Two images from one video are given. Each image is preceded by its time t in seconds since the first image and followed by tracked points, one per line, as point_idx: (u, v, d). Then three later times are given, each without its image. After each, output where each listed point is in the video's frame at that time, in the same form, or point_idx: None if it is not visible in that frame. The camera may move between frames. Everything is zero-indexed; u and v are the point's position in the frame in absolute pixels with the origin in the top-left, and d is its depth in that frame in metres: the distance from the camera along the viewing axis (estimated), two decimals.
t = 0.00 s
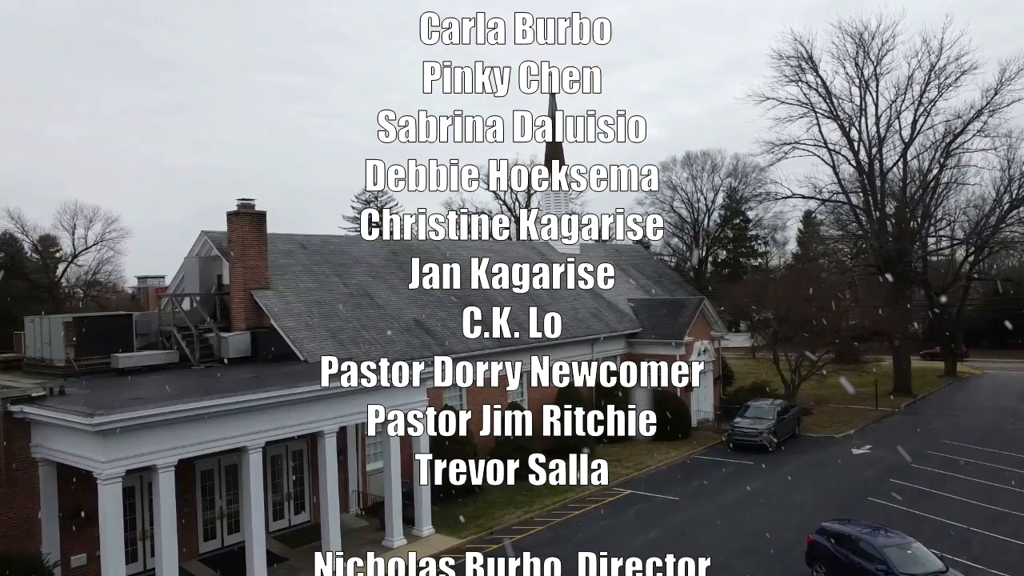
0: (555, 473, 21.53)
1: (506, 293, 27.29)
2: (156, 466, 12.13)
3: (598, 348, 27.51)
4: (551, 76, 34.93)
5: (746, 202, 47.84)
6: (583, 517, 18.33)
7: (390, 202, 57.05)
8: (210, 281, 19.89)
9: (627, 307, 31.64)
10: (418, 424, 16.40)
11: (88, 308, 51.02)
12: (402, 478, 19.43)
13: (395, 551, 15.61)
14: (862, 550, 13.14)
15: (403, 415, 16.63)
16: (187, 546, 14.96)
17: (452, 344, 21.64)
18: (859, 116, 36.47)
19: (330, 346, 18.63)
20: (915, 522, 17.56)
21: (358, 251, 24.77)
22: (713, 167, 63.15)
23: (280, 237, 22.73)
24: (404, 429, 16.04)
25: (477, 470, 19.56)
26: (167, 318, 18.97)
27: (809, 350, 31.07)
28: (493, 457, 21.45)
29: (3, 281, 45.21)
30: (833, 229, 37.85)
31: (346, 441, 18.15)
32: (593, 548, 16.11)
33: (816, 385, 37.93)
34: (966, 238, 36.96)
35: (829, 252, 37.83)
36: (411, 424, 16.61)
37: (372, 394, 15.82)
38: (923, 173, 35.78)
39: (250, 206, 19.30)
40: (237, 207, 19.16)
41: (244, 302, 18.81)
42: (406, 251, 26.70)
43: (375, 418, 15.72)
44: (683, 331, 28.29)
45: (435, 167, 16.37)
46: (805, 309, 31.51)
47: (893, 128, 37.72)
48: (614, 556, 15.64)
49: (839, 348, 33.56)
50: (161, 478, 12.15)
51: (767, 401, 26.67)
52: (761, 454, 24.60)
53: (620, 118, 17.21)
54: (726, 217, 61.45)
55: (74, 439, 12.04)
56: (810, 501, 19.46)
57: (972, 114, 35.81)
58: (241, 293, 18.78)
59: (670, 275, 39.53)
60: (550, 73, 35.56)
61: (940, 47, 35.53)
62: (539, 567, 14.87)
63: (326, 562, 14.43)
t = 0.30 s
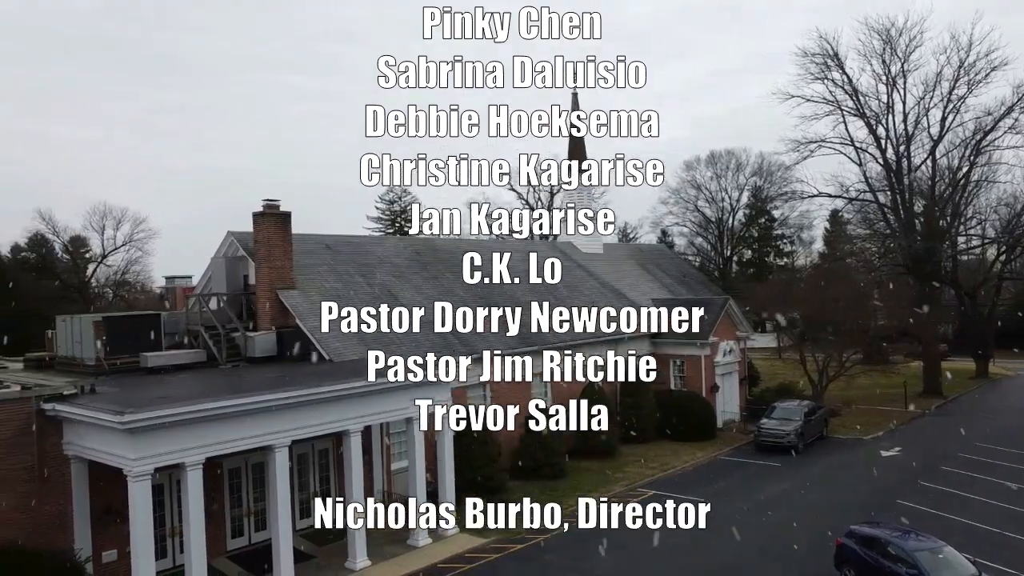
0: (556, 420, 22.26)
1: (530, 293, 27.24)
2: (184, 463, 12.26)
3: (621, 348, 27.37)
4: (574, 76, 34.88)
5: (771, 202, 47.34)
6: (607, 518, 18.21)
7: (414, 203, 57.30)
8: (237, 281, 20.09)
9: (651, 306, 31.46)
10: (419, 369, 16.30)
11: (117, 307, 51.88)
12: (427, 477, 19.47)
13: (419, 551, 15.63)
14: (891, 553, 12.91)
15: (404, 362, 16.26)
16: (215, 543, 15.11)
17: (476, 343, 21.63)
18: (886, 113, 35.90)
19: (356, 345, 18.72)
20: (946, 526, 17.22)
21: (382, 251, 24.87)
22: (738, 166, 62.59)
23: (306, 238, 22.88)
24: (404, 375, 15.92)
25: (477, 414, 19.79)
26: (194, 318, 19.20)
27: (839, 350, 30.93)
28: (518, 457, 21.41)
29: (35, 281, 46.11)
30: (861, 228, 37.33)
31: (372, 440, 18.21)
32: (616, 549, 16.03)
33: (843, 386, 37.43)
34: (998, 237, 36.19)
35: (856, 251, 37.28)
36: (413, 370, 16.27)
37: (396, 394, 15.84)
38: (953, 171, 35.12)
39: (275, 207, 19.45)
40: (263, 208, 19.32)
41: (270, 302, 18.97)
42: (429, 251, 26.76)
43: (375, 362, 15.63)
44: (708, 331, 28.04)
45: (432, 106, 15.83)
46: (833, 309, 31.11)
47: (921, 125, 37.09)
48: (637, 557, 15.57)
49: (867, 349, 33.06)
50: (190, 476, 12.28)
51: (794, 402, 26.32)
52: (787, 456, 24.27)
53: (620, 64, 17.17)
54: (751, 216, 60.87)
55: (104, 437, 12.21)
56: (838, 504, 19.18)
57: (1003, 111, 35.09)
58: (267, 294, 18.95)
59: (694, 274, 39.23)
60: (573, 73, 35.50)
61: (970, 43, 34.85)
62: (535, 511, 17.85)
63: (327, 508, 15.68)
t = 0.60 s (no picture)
0: (556, 366, 21.83)
1: (575, 292, 27.06)
2: (238, 459, 12.51)
3: (670, 349, 27.01)
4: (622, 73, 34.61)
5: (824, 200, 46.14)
6: (655, 520, 17.98)
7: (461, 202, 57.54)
8: (288, 281, 20.44)
9: (700, 306, 30.98)
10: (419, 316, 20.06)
11: (174, 307, 53.38)
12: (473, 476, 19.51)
13: (466, 550, 15.65)
14: (950, 561, 12.44)
15: (405, 309, 20.01)
16: (267, 538, 15.38)
17: (522, 343, 21.54)
18: (945, 107, 34.64)
19: (403, 344, 18.86)
20: (1011, 534, 16.52)
21: (429, 251, 25.04)
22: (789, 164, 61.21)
23: (354, 238, 23.16)
24: (404, 321, 19.68)
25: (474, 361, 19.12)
26: (247, 317, 19.61)
27: (896, 351, 30.05)
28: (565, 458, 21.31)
29: (96, 280, 47.78)
30: (918, 227, 36.14)
31: (419, 439, 18.32)
32: (663, 552, 15.81)
33: (901, 389, 36.28)
34: None
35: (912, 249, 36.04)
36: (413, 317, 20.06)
37: (443, 393, 15.89)
38: (1017, 166, 33.71)
39: (325, 208, 19.71)
40: (313, 209, 19.61)
41: (320, 302, 19.25)
42: (476, 251, 26.86)
43: (375, 309, 19.35)
44: (759, 331, 27.48)
45: (431, 51, 15.56)
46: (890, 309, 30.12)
47: (983, 119, 35.69)
48: (685, 560, 15.33)
49: (925, 351, 32.05)
50: (243, 471, 12.52)
51: (848, 404, 25.60)
52: (841, 460, 23.61)
53: (620, 10, 16.33)
54: (803, 215, 59.46)
55: (161, 432, 12.53)
56: (895, 509, 18.57)
57: None
58: (317, 293, 19.26)
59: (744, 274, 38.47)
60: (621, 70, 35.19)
61: None
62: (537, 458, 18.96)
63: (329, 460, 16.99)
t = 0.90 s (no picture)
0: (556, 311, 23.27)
1: (600, 291, 26.91)
2: (264, 457, 12.61)
3: (696, 349, 26.78)
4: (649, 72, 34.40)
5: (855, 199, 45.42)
6: (681, 521, 17.82)
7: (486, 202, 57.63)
8: (315, 281, 20.59)
9: (727, 306, 30.64)
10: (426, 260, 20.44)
11: (204, 306, 54.11)
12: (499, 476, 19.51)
13: (491, 549, 15.64)
14: (985, 567, 12.14)
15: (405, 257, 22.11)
16: (294, 535, 15.51)
17: (547, 342, 21.46)
18: (980, 104, 33.90)
19: (428, 344, 18.90)
20: None
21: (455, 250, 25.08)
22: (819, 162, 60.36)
23: (380, 238, 23.27)
24: (404, 267, 21.76)
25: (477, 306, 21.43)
26: (274, 316, 19.79)
27: (929, 352, 29.48)
28: (590, 458, 21.22)
29: (129, 280, 48.65)
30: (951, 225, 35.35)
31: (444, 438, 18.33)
32: (689, 554, 15.65)
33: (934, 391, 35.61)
34: None
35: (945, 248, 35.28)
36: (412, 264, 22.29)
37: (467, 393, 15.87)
38: None
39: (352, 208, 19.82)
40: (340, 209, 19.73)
41: (347, 301, 19.38)
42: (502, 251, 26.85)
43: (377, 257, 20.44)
44: (787, 332, 27.11)
45: None
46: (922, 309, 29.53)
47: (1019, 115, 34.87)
48: (711, 562, 15.16)
49: (959, 353, 31.41)
50: (269, 469, 12.61)
51: (879, 406, 25.17)
52: (872, 462, 23.21)
53: None
54: (833, 213, 58.62)
55: (189, 430, 12.67)
56: (927, 513, 18.20)
57: None
58: (344, 292, 19.39)
59: (772, 273, 37.99)
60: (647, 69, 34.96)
61: None
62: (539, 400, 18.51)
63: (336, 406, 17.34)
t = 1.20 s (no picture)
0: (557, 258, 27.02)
1: (604, 291, 26.85)
2: (268, 457, 12.61)
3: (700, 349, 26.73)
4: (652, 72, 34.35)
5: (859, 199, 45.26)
6: (684, 522, 17.79)
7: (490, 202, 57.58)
8: (319, 280, 20.59)
9: (731, 306, 30.55)
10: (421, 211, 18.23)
11: (208, 306, 54.09)
12: (502, 475, 19.51)
13: (494, 549, 15.62)
14: (990, 569, 12.09)
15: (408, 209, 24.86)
16: (296, 535, 15.52)
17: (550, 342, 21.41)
18: (985, 103, 33.79)
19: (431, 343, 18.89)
20: None
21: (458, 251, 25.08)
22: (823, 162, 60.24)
23: (383, 239, 23.25)
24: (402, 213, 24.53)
25: (477, 256, 24.68)
26: (277, 316, 19.78)
27: (933, 352, 29.48)
28: (593, 457, 21.21)
29: (133, 280, 48.79)
30: (956, 225, 35.16)
31: (447, 438, 18.34)
32: (694, 554, 15.62)
33: (938, 391, 35.52)
34: None
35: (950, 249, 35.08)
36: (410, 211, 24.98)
37: (470, 393, 15.84)
38: None
39: (355, 208, 19.82)
40: (344, 209, 19.75)
41: (350, 301, 19.39)
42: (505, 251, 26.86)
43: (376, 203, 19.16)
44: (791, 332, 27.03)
45: None
46: (926, 309, 29.45)
47: None
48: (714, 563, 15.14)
49: (963, 354, 31.32)
50: (272, 469, 12.61)
51: (883, 406, 25.11)
52: (876, 463, 23.14)
53: None
54: (837, 213, 58.49)
55: (193, 431, 12.68)
56: (932, 514, 18.13)
57: None
58: (348, 292, 19.40)
59: (776, 273, 37.88)
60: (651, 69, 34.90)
61: None
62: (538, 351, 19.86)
63: (326, 346, 18.26)
